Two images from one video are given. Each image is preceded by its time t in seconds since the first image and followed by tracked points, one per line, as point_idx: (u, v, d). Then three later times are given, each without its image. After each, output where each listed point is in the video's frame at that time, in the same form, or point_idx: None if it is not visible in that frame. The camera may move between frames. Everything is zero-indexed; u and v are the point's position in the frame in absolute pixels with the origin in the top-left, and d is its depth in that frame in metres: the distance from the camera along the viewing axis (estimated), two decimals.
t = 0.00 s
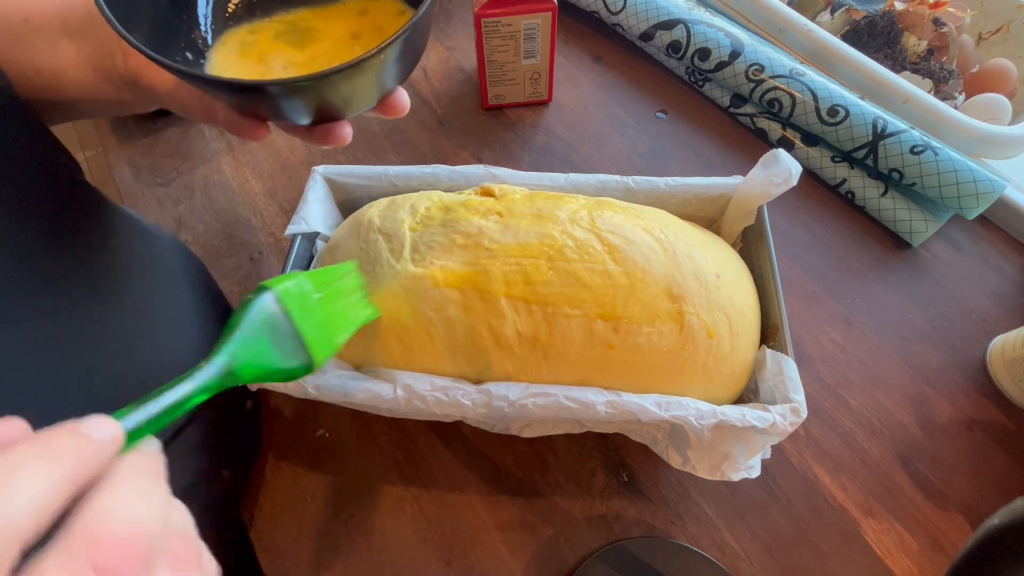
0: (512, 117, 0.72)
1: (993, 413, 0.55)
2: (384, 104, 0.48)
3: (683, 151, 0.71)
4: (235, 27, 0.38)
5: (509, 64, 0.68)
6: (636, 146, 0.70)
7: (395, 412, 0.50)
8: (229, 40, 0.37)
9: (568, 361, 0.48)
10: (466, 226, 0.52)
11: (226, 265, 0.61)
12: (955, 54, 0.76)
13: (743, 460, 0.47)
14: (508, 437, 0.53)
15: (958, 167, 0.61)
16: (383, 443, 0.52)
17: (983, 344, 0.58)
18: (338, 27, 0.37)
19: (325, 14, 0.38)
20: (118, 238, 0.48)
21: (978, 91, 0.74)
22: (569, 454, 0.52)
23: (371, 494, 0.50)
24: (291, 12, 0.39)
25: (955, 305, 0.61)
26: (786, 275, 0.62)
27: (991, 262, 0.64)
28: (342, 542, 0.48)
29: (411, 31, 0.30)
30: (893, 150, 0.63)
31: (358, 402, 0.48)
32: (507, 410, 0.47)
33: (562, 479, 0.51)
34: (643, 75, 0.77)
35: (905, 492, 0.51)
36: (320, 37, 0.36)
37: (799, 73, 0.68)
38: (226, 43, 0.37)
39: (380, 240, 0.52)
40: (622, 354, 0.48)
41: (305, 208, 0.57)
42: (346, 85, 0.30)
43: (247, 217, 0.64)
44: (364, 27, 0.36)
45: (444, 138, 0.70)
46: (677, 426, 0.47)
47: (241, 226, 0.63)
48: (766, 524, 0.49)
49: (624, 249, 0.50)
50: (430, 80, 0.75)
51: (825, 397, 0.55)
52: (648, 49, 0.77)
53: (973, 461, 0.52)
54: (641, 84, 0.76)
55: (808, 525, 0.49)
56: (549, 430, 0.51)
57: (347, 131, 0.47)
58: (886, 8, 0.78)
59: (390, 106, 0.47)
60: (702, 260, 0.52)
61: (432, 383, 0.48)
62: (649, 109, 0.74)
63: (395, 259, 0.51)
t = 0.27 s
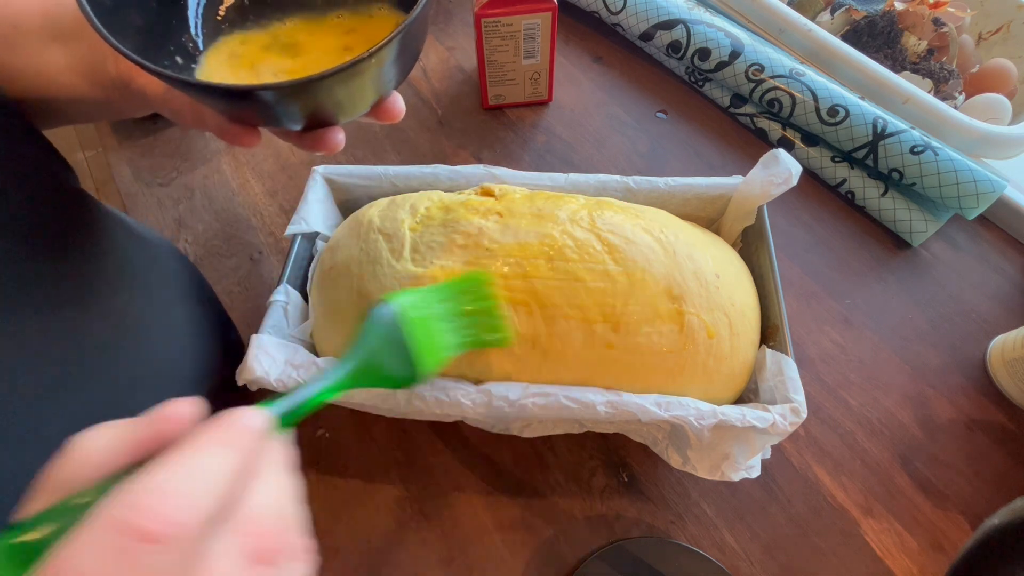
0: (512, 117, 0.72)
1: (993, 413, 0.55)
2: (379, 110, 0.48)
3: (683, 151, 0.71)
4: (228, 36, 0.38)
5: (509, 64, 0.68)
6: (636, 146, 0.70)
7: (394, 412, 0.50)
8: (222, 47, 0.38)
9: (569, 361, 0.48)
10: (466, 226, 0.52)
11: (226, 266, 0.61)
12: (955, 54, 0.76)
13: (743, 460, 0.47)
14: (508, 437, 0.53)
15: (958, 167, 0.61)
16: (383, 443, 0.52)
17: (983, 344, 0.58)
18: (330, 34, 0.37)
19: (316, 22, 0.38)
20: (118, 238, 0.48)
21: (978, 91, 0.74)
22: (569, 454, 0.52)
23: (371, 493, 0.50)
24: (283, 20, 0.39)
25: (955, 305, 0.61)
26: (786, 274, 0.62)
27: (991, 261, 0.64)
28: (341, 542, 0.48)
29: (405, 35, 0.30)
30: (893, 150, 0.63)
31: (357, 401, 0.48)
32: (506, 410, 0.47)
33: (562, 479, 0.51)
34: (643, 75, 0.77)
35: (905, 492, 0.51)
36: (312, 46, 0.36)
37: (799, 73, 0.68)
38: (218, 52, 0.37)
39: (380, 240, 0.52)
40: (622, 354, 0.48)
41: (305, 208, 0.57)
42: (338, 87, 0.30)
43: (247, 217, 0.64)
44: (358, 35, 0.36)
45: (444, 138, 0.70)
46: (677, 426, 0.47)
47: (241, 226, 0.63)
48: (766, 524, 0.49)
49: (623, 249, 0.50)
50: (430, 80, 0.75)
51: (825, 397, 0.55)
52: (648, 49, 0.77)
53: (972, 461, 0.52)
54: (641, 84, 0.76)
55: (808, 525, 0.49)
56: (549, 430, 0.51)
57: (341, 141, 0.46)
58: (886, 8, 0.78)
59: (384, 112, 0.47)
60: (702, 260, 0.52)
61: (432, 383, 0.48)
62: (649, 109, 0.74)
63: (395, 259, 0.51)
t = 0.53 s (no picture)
0: (512, 117, 0.72)
1: (993, 412, 0.55)
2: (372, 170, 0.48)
3: (683, 151, 0.71)
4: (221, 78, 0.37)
5: (509, 64, 0.68)
6: (636, 146, 0.70)
7: (394, 412, 0.50)
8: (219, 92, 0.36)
9: (569, 361, 0.48)
10: (466, 226, 0.52)
11: (226, 266, 0.61)
12: (955, 54, 0.76)
13: (743, 460, 0.47)
14: (508, 437, 0.53)
15: (958, 167, 0.61)
16: (383, 443, 0.52)
17: (983, 343, 0.58)
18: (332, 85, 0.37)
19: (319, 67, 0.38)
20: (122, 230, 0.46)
21: (978, 91, 0.74)
22: (569, 454, 0.52)
23: (371, 493, 0.50)
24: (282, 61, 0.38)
25: (955, 305, 0.61)
26: (786, 274, 0.62)
27: (991, 261, 0.64)
28: (342, 542, 0.48)
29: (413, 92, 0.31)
30: (893, 150, 0.63)
31: (356, 402, 0.48)
32: (506, 410, 0.47)
33: (562, 479, 0.51)
34: (643, 75, 0.77)
35: (905, 492, 0.51)
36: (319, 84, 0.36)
37: (799, 73, 0.68)
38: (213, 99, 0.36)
39: (380, 240, 0.52)
40: (622, 355, 0.48)
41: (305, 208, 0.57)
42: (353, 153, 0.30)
43: (247, 217, 0.64)
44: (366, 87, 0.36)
45: (444, 138, 0.70)
46: (677, 426, 0.47)
47: (241, 227, 0.63)
48: (766, 523, 0.50)
49: (623, 250, 0.50)
50: (429, 79, 0.75)
51: (825, 397, 0.55)
52: (648, 49, 0.77)
53: (972, 461, 0.53)
54: (641, 84, 0.76)
55: (808, 525, 0.50)
56: (549, 430, 0.51)
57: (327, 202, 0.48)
58: (886, 8, 0.78)
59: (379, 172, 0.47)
60: (701, 260, 0.52)
61: (432, 383, 0.48)
62: (649, 109, 0.74)
63: (395, 260, 0.51)
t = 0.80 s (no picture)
0: (512, 117, 0.72)
1: (993, 413, 0.55)
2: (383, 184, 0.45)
3: (683, 151, 0.71)
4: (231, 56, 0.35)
5: (509, 64, 0.68)
6: (636, 146, 0.70)
7: (394, 412, 0.50)
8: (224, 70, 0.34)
9: (569, 361, 0.48)
10: (466, 226, 0.52)
11: (225, 266, 0.61)
12: (955, 54, 0.76)
13: (743, 460, 0.47)
14: (508, 437, 0.53)
15: (958, 167, 0.61)
16: (383, 444, 0.52)
17: (983, 344, 0.58)
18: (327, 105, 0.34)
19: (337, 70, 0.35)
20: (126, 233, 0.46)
21: (978, 91, 0.74)
22: (569, 454, 0.52)
23: (371, 493, 0.50)
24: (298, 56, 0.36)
25: (955, 305, 0.61)
26: (786, 274, 0.62)
27: (991, 262, 0.64)
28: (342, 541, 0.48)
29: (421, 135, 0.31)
30: (893, 150, 0.63)
31: (356, 402, 0.48)
32: (506, 410, 0.47)
33: (562, 479, 0.51)
34: (642, 75, 0.77)
35: (905, 492, 0.51)
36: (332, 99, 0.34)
37: (799, 73, 0.68)
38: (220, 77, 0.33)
39: (380, 240, 0.52)
40: (622, 355, 0.48)
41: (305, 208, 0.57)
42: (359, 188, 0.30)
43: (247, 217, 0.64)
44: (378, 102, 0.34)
45: (444, 138, 0.70)
46: (677, 426, 0.47)
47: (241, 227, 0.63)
48: (766, 524, 0.49)
49: (624, 250, 0.50)
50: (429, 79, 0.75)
51: (825, 397, 0.55)
52: (648, 49, 0.77)
53: (972, 461, 0.52)
54: (641, 84, 0.76)
55: (808, 525, 0.50)
56: (549, 430, 0.50)
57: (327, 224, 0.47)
58: (886, 8, 0.78)
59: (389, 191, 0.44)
60: (702, 260, 0.52)
61: (432, 383, 0.48)
62: (649, 109, 0.74)
63: (395, 260, 0.51)
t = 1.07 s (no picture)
0: (512, 117, 0.72)
1: (993, 412, 0.55)
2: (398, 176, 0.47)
3: (683, 151, 0.71)
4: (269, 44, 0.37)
5: (509, 64, 0.68)
6: (636, 146, 0.70)
7: (394, 412, 0.50)
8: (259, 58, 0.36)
9: (569, 361, 0.48)
10: (466, 226, 0.52)
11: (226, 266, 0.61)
12: (955, 54, 0.76)
13: (743, 460, 0.47)
14: (508, 437, 0.53)
15: (958, 167, 0.61)
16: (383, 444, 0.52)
17: (983, 344, 0.58)
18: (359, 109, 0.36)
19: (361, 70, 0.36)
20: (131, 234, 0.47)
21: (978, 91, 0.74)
22: (569, 454, 0.52)
23: (371, 494, 0.50)
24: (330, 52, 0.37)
25: (955, 305, 0.61)
26: (786, 274, 0.62)
27: (990, 261, 0.64)
28: (342, 542, 0.48)
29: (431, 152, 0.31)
30: (893, 150, 0.63)
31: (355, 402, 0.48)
32: (506, 410, 0.47)
33: (562, 479, 0.51)
34: (643, 75, 0.77)
35: (905, 492, 0.51)
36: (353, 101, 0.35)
37: (799, 73, 0.68)
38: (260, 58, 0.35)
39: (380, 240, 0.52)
40: (622, 355, 0.48)
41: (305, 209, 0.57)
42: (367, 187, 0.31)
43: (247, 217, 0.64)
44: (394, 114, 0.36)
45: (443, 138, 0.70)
46: (677, 426, 0.47)
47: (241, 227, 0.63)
48: (766, 524, 0.50)
49: (624, 250, 0.50)
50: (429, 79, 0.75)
51: (825, 397, 0.55)
52: (648, 49, 0.77)
53: (972, 461, 0.53)
54: (641, 84, 0.76)
55: (809, 525, 0.50)
56: (549, 430, 0.51)
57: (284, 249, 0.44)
58: (886, 8, 0.78)
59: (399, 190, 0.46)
60: (701, 260, 0.52)
61: (432, 383, 0.48)
62: (649, 109, 0.74)
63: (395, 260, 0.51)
